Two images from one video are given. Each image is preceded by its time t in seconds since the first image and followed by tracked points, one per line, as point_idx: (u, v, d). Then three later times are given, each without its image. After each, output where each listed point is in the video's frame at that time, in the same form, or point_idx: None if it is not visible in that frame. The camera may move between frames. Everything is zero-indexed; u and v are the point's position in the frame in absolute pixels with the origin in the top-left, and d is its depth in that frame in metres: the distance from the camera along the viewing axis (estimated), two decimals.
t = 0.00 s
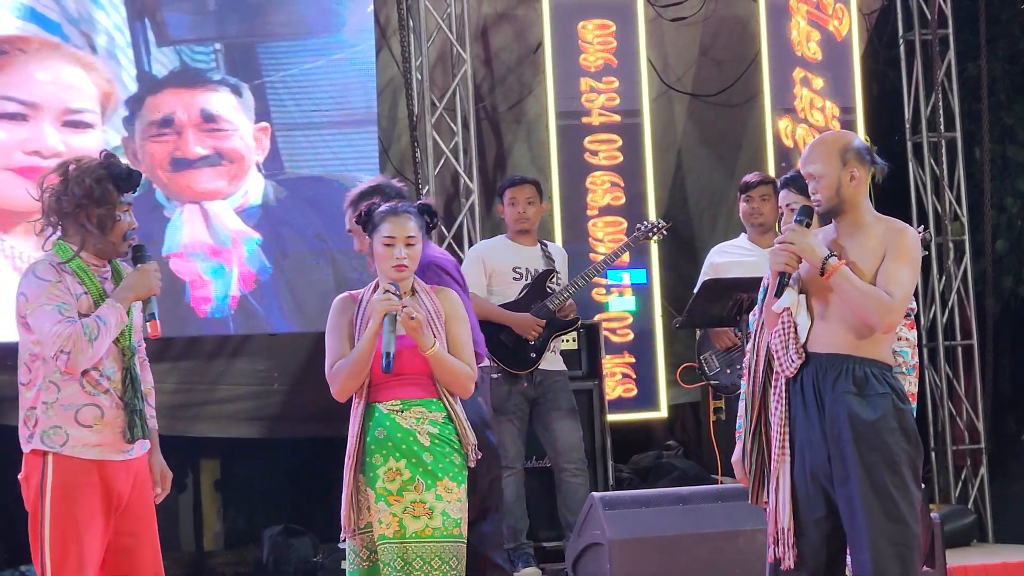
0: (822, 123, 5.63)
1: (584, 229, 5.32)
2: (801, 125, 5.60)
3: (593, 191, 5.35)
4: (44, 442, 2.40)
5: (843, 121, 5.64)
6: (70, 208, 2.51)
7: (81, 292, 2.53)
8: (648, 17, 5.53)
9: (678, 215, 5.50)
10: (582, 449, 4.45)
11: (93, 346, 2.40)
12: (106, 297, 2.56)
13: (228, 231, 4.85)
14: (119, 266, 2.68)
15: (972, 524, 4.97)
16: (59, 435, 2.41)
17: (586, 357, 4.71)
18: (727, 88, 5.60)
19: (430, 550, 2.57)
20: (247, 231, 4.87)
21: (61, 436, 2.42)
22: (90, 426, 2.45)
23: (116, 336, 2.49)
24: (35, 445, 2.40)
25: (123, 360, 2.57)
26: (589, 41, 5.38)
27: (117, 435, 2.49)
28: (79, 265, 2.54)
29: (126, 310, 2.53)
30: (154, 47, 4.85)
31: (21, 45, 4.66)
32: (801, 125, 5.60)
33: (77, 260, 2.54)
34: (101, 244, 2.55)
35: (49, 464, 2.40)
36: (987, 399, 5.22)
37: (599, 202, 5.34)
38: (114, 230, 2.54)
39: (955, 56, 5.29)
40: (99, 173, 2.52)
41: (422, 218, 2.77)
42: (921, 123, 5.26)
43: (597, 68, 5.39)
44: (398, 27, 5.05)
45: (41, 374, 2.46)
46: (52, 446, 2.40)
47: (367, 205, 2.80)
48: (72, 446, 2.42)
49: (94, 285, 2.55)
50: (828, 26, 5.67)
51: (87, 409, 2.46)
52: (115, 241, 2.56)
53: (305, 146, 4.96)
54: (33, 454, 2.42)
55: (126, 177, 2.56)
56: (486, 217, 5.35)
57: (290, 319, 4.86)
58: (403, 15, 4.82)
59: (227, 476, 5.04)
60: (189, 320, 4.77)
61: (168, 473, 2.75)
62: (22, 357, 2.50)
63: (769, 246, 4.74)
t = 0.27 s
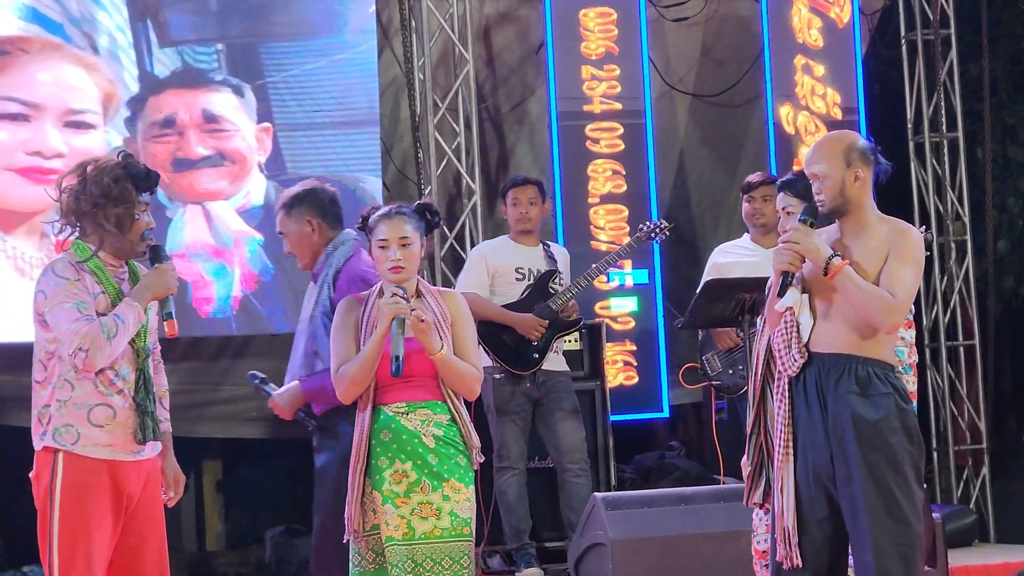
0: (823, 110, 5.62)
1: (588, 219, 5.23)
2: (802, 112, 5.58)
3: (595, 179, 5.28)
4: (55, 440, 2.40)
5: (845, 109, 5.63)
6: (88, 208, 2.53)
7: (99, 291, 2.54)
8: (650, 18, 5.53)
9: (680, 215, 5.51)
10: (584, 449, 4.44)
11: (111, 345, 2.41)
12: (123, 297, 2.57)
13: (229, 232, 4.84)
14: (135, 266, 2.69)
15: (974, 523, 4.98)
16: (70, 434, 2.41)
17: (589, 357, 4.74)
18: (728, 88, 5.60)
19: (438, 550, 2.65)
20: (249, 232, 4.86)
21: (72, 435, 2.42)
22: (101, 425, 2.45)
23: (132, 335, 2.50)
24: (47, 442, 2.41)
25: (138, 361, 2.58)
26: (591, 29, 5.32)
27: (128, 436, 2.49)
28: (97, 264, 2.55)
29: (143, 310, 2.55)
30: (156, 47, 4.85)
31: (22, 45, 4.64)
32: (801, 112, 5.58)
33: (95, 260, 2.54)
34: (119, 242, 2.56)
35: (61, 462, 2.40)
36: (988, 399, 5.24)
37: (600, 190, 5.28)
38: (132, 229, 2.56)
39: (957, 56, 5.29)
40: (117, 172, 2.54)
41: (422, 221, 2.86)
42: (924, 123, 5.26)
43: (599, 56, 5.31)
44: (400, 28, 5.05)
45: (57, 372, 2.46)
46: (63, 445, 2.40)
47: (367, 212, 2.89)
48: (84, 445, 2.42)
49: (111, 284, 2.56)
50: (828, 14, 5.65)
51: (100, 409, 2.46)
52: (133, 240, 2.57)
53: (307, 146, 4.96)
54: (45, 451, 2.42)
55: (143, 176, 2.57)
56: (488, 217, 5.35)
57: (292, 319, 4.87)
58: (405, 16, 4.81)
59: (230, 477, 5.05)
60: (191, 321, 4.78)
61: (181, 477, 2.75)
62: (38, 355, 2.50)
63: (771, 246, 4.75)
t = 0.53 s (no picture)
0: (826, 97, 5.73)
1: (589, 207, 5.27)
2: (804, 100, 5.65)
3: (597, 167, 5.33)
4: (62, 440, 2.40)
5: (848, 96, 5.75)
6: (96, 208, 2.52)
7: (107, 292, 2.53)
8: (652, 18, 5.52)
9: (682, 216, 5.51)
10: (587, 450, 4.44)
11: (120, 344, 2.41)
12: (132, 297, 2.57)
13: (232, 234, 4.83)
14: (143, 266, 2.69)
15: (977, 523, 4.97)
16: (78, 434, 2.41)
17: (591, 357, 4.73)
18: (730, 89, 5.59)
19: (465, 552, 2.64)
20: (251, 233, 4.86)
21: (80, 435, 2.42)
22: (109, 426, 2.45)
23: (141, 335, 2.50)
24: (54, 442, 2.40)
25: (145, 362, 2.58)
26: (593, 16, 5.35)
27: (135, 436, 2.49)
28: (105, 265, 2.54)
29: (152, 310, 2.54)
30: (158, 48, 4.85)
31: (25, 46, 4.63)
32: (803, 99, 5.65)
33: (104, 260, 2.54)
34: (126, 242, 2.55)
35: (67, 463, 2.40)
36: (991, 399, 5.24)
37: (602, 177, 5.33)
38: (140, 228, 2.56)
39: (959, 56, 5.30)
40: (125, 172, 2.54)
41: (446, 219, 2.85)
42: (926, 123, 5.26)
43: (600, 43, 5.37)
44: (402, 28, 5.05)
45: (65, 372, 2.46)
46: (70, 445, 2.40)
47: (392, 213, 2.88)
48: (91, 445, 2.42)
49: (120, 284, 2.56)
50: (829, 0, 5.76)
51: (107, 409, 2.46)
52: (140, 240, 2.56)
53: (309, 148, 4.96)
54: (52, 451, 2.42)
55: (152, 176, 2.58)
56: (490, 218, 5.34)
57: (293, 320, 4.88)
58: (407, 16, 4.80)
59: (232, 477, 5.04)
60: (193, 322, 4.78)
61: (193, 477, 2.76)
62: (46, 354, 2.50)
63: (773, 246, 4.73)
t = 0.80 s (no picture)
0: (826, 85, 5.80)
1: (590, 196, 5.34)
2: (804, 86, 5.73)
3: (597, 155, 5.40)
4: (66, 441, 2.40)
5: (848, 83, 5.80)
6: (103, 210, 2.54)
7: (111, 293, 2.53)
8: (653, 19, 5.53)
9: (684, 217, 5.50)
10: (588, 450, 4.46)
11: (123, 346, 2.41)
12: (135, 299, 2.57)
13: (233, 234, 4.84)
14: (148, 269, 2.69)
15: (979, 524, 4.97)
16: (81, 435, 2.41)
17: (592, 357, 4.70)
18: (733, 89, 5.59)
19: (505, 550, 2.63)
20: (254, 233, 4.86)
21: (83, 436, 2.42)
22: (113, 427, 2.45)
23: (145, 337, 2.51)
24: (57, 443, 2.41)
25: (149, 364, 2.58)
26: (593, 4, 5.42)
27: (138, 438, 2.49)
28: (109, 266, 2.54)
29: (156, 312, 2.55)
30: (160, 49, 4.85)
31: (27, 47, 4.63)
32: (804, 87, 5.72)
33: (108, 262, 2.54)
34: (133, 243, 2.56)
35: (71, 464, 2.40)
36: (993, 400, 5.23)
37: (603, 165, 5.39)
38: (145, 229, 2.56)
39: (961, 57, 5.30)
40: (130, 174, 2.55)
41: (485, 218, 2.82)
42: (927, 124, 5.28)
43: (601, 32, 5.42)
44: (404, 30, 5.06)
45: (68, 373, 2.46)
46: (74, 446, 2.40)
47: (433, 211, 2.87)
48: (95, 446, 2.42)
49: (123, 286, 2.56)
50: None
51: (111, 411, 2.46)
52: (145, 241, 2.57)
53: (312, 149, 4.96)
54: (56, 452, 2.42)
55: (157, 177, 2.59)
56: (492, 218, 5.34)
57: (296, 320, 4.89)
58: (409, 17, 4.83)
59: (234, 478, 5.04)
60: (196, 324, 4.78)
61: (192, 480, 2.78)
62: (50, 355, 2.50)
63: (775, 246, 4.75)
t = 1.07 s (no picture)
0: (829, 73, 5.63)
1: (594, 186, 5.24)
2: (808, 76, 5.60)
3: (601, 145, 5.29)
4: (69, 443, 2.40)
5: (851, 72, 5.65)
6: (109, 211, 2.53)
7: (115, 295, 2.53)
8: (657, 21, 5.53)
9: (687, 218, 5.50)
10: (592, 452, 4.45)
11: (126, 347, 2.40)
12: (139, 301, 2.57)
13: (237, 236, 4.83)
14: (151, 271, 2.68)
15: (983, 526, 4.95)
16: (84, 437, 2.41)
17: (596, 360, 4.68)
18: (736, 91, 5.58)
19: (511, 551, 2.63)
20: (258, 235, 4.86)
21: (86, 437, 2.42)
22: (116, 429, 2.44)
23: (148, 339, 2.49)
24: (60, 445, 2.40)
25: (151, 366, 2.58)
26: None
27: (142, 440, 2.48)
28: (113, 267, 2.54)
29: (159, 313, 2.54)
30: (164, 51, 4.85)
31: (31, 49, 4.64)
32: (807, 76, 5.60)
33: (112, 263, 2.55)
34: (137, 245, 2.56)
35: (73, 465, 2.40)
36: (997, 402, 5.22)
37: (606, 155, 5.28)
38: (150, 231, 2.57)
39: (965, 59, 5.29)
40: (136, 175, 2.53)
41: (509, 218, 2.84)
42: (931, 126, 5.27)
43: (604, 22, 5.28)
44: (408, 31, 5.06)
45: (71, 375, 2.46)
46: (77, 447, 2.40)
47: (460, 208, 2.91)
48: (97, 448, 2.41)
49: (127, 288, 2.56)
50: None
51: (114, 412, 2.45)
52: (150, 242, 2.58)
53: (315, 150, 4.96)
54: (58, 454, 2.42)
55: (162, 179, 2.60)
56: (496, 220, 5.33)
57: (299, 322, 4.88)
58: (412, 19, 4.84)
59: (238, 481, 5.02)
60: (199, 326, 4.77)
61: (193, 483, 2.75)
62: (53, 356, 2.50)
63: (779, 248, 4.75)
